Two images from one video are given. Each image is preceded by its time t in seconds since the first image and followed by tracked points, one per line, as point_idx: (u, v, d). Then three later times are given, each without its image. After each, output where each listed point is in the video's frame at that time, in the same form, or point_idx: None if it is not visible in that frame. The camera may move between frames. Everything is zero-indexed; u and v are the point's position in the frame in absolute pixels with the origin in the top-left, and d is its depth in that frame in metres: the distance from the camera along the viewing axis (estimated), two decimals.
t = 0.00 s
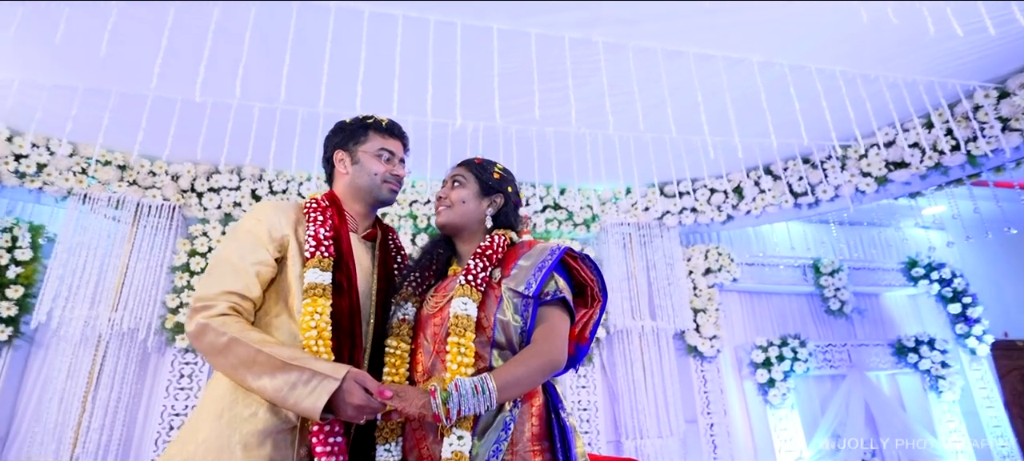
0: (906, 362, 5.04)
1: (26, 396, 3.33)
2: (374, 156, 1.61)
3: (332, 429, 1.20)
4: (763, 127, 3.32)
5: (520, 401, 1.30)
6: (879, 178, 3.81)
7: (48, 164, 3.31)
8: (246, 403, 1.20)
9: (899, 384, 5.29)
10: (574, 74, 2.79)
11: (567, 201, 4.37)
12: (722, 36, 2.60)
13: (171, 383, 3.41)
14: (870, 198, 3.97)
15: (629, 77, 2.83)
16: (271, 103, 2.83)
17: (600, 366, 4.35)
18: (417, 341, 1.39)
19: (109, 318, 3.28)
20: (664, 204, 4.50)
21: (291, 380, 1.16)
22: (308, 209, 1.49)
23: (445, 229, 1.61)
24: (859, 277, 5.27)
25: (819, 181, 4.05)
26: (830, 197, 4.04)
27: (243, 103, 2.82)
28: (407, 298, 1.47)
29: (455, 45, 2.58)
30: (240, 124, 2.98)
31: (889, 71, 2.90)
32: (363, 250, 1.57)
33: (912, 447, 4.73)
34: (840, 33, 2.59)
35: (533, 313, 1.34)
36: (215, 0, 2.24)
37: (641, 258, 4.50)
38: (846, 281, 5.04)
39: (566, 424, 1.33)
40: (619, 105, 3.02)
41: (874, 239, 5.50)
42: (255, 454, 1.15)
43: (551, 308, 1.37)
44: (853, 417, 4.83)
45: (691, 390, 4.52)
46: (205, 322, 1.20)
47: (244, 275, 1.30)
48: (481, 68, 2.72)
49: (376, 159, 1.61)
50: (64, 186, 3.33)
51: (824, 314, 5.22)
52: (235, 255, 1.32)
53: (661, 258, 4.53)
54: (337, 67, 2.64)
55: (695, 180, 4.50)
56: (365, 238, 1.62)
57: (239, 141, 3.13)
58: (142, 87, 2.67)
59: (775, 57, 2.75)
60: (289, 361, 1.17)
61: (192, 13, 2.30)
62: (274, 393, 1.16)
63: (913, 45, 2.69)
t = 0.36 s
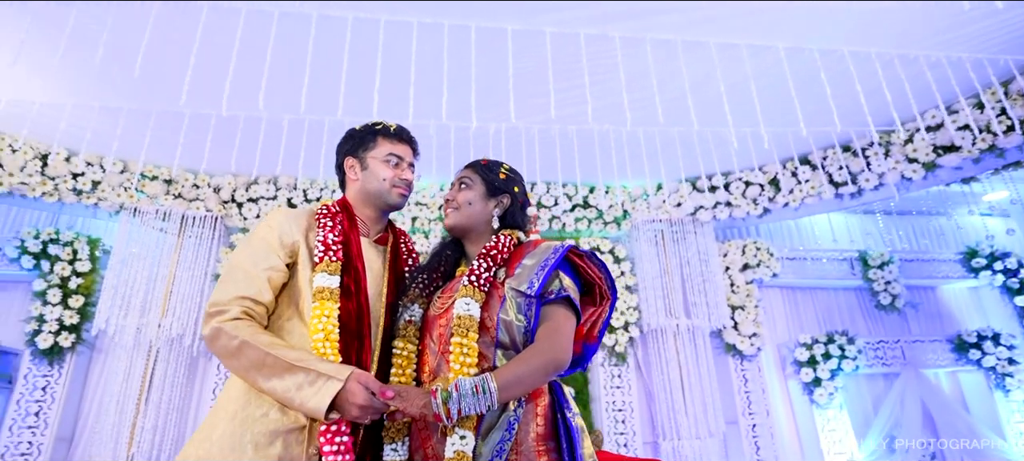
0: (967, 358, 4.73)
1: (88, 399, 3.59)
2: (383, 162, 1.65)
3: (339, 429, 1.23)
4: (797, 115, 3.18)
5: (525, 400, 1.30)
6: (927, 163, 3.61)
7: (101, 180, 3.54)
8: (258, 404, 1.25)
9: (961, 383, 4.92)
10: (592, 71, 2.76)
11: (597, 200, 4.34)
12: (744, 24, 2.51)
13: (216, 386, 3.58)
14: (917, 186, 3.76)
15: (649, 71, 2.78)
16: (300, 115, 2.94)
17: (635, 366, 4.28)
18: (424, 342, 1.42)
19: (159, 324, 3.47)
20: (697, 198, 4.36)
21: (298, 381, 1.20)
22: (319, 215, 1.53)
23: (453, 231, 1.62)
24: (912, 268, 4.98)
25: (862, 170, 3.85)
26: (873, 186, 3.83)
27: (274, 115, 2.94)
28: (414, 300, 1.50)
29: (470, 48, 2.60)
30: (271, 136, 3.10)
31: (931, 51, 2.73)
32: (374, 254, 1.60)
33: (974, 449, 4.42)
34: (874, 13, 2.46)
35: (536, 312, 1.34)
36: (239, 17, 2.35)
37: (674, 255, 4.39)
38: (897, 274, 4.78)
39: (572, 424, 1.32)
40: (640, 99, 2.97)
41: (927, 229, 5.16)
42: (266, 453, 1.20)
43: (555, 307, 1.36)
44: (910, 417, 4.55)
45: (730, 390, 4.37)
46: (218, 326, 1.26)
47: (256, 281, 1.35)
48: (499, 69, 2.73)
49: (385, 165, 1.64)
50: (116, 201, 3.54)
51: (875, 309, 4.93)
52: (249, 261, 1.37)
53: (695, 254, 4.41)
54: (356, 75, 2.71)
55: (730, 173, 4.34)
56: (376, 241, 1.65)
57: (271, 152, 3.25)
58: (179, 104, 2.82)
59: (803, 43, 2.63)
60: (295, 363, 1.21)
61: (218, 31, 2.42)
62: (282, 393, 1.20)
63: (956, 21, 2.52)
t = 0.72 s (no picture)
0: None
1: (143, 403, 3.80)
2: (392, 171, 1.68)
3: (349, 433, 1.27)
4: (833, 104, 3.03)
5: (530, 404, 1.30)
6: (978, 146, 3.38)
7: (150, 196, 3.72)
8: (273, 410, 1.30)
9: None
10: (609, 68, 2.73)
11: (627, 197, 4.14)
12: (765, 10, 2.43)
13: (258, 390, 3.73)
14: (968, 171, 3.52)
15: (669, 65, 2.72)
16: (325, 126, 3.03)
17: (670, 365, 4.06)
18: (432, 347, 1.45)
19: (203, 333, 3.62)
20: (731, 192, 4.12)
21: (308, 387, 1.24)
22: (332, 226, 1.58)
23: (462, 236, 1.64)
24: (970, 258, 4.66)
25: (906, 156, 3.62)
26: (919, 172, 3.59)
27: (302, 128, 3.04)
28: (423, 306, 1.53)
29: (485, 52, 2.62)
30: (300, 148, 3.19)
31: (974, 26, 2.56)
32: (387, 261, 1.64)
33: None
34: None
35: (540, 316, 1.34)
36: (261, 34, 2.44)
37: (709, 250, 4.12)
38: (951, 264, 4.52)
39: (577, 425, 1.33)
40: (662, 94, 2.90)
41: (986, 215, 4.84)
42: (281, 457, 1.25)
43: (560, 310, 1.36)
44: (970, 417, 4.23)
45: (771, 389, 4.22)
46: (235, 335, 1.32)
47: (270, 291, 1.40)
48: (515, 70, 2.72)
49: (394, 174, 1.68)
50: (163, 215, 3.70)
51: (928, 301, 4.67)
52: (264, 272, 1.43)
53: (729, 249, 4.12)
54: (375, 84, 2.77)
55: (765, 164, 4.11)
56: (389, 249, 1.69)
57: (300, 164, 3.35)
58: (214, 120, 2.96)
59: (831, 26, 2.52)
60: (305, 370, 1.25)
61: (244, 48, 2.53)
62: (294, 399, 1.25)
63: None
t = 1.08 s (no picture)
0: None
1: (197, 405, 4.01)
2: (405, 179, 1.72)
3: (364, 435, 1.31)
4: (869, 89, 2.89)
5: (538, 406, 1.31)
6: None
7: (196, 209, 3.85)
8: (292, 414, 1.36)
9: None
10: (628, 64, 2.70)
11: (656, 193, 4.02)
12: None
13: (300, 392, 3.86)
14: None
15: (689, 58, 2.66)
16: (353, 136, 3.11)
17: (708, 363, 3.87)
18: (444, 351, 1.48)
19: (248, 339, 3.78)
20: (766, 183, 3.91)
21: (323, 392, 1.29)
22: (347, 235, 1.63)
23: (474, 241, 1.66)
24: None
25: (954, 138, 3.41)
26: (969, 154, 3.39)
27: (331, 139, 3.13)
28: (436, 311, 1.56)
29: (500, 56, 2.64)
30: (330, 158, 3.29)
31: None
32: (402, 268, 1.68)
33: None
34: None
35: (547, 319, 1.35)
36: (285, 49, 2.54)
37: (746, 245, 3.93)
38: (1014, 252, 4.17)
39: (586, 428, 1.33)
40: (685, 87, 2.85)
41: None
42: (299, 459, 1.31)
43: (568, 312, 1.36)
44: None
45: (815, 386, 3.96)
46: (255, 343, 1.38)
47: (289, 300, 1.46)
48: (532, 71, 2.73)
49: (407, 182, 1.72)
50: (209, 226, 3.82)
51: (987, 292, 4.31)
52: (283, 282, 1.49)
53: (768, 243, 3.91)
54: (397, 91, 2.82)
55: (800, 153, 3.90)
56: (404, 255, 1.73)
57: (331, 173, 3.45)
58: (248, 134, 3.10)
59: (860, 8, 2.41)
60: (320, 376, 1.30)
61: (271, 64, 2.65)
62: (310, 404, 1.30)
63: None
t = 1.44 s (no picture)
0: None
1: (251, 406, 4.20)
2: (421, 185, 1.76)
3: (382, 436, 1.36)
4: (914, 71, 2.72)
5: (550, 406, 1.31)
6: None
7: (244, 219, 3.98)
8: (315, 416, 1.42)
9: None
10: (649, 59, 2.66)
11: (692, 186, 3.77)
12: None
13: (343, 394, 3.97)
14: None
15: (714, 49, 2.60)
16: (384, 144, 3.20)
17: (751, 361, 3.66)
18: (459, 352, 1.51)
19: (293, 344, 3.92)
20: (808, 173, 3.60)
21: (342, 394, 1.34)
22: (367, 242, 1.69)
23: (489, 244, 1.68)
24: None
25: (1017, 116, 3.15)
26: None
27: (364, 148, 3.24)
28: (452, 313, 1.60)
29: (519, 58, 2.67)
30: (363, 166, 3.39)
31: None
32: (420, 271, 1.73)
33: None
34: None
35: (557, 320, 1.36)
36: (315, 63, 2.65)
37: (790, 237, 3.63)
38: None
39: (597, 428, 1.33)
40: (713, 79, 2.76)
41: None
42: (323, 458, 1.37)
43: (579, 311, 1.35)
44: None
45: (869, 384, 3.58)
46: (280, 348, 1.44)
47: (312, 306, 1.53)
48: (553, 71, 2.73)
49: (423, 188, 1.75)
50: (256, 235, 3.89)
51: None
52: (306, 289, 1.56)
53: (814, 234, 3.61)
54: (422, 97, 2.88)
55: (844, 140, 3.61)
56: (423, 260, 1.77)
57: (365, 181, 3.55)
58: (284, 146, 3.23)
59: None
60: (339, 379, 1.36)
61: (302, 79, 2.77)
62: (331, 405, 1.35)
63: None
